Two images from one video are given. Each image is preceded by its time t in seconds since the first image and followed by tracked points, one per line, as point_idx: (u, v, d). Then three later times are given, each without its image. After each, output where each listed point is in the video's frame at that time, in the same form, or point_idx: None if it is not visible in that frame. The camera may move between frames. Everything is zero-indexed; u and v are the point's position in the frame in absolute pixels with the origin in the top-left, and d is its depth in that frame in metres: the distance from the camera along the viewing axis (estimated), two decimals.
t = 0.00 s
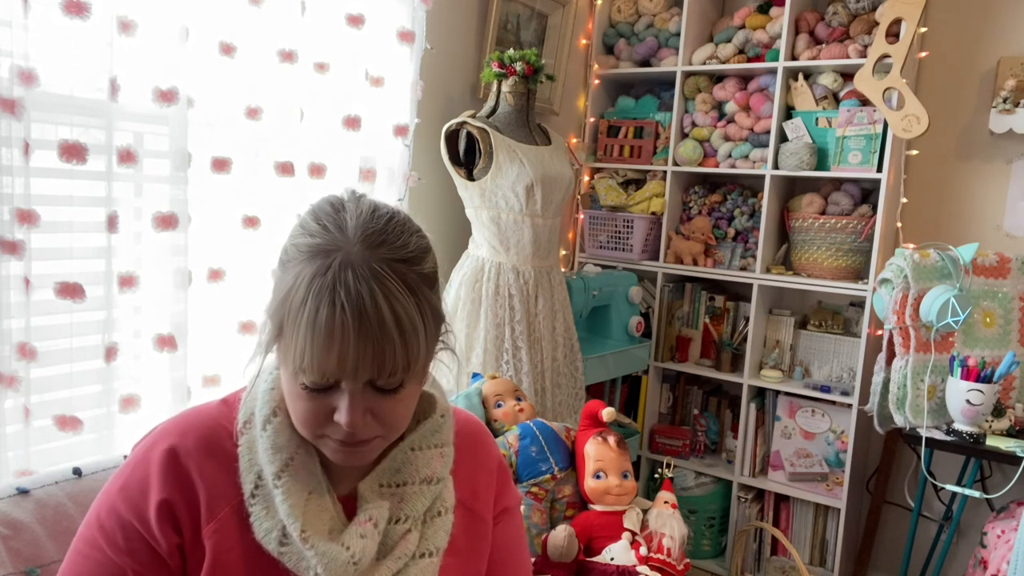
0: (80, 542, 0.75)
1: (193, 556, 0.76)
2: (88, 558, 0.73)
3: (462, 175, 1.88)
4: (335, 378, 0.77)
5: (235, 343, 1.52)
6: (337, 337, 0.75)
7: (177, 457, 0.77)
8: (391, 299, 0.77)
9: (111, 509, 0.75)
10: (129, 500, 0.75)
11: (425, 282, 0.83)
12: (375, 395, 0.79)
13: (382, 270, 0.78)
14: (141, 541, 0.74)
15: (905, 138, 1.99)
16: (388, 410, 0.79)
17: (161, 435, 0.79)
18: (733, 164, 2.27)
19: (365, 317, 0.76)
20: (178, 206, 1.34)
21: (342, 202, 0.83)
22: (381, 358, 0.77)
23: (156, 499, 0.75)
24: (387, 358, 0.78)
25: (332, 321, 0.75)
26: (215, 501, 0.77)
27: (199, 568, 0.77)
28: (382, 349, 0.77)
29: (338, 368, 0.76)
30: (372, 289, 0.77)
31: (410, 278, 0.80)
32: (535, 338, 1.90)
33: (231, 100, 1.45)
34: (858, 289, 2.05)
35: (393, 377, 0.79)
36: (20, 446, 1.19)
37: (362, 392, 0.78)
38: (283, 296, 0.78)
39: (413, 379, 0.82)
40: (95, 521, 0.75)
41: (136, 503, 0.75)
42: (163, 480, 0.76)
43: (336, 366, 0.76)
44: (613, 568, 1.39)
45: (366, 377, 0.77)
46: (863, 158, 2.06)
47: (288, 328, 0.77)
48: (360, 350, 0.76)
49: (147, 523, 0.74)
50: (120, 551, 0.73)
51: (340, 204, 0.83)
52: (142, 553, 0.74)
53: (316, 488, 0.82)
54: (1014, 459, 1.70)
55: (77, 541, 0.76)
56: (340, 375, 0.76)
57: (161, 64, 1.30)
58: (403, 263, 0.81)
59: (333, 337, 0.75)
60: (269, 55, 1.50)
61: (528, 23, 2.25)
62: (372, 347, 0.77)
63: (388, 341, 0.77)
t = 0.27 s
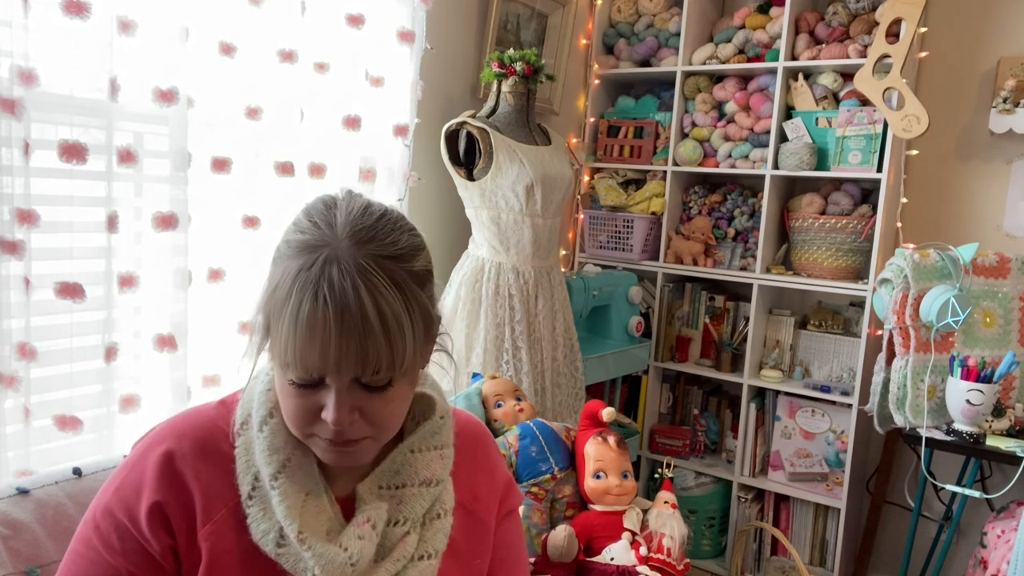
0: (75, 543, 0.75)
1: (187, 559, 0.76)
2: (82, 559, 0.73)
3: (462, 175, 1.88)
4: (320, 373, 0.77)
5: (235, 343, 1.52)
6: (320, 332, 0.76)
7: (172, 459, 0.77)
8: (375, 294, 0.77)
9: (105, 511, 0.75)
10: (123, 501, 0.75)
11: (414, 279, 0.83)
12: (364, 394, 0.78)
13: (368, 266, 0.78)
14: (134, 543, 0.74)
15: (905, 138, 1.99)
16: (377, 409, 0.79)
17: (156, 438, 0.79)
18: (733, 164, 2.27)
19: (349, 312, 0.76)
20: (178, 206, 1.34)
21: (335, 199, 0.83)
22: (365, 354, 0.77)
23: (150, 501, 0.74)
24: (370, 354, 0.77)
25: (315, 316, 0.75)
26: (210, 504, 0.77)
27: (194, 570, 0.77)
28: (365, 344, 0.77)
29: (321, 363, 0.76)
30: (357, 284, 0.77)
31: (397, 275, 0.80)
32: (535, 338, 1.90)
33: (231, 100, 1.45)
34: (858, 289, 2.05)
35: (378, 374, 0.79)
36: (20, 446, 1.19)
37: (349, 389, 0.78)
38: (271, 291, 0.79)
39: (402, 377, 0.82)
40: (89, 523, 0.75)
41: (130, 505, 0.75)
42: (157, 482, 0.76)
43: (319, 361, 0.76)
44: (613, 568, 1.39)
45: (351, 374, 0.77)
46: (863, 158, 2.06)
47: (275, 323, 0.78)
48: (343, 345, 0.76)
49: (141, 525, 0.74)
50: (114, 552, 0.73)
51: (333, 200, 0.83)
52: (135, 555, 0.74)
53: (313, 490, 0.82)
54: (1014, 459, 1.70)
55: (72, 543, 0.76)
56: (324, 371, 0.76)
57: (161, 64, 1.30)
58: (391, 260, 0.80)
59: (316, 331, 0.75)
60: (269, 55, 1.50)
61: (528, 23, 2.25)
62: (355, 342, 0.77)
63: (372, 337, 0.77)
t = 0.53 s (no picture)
0: (80, 542, 0.75)
1: (193, 557, 0.76)
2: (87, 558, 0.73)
3: (462, 175, 1.88)
4: (323, 364, 0.77)
5: (235, 343, 1.52)
6: (323, 323, 0.75)
7: (176, 458, 0.77)
8: (379, 285, 0.77)
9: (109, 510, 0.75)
10: (128, 500, 0.75)
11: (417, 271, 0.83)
12: (366, 386, 0.78)
13: (372, 258, 0.78)
14: (139, 542, 0.74)
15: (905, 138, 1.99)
16: (379, 401, 0.79)
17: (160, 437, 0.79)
18: (733, 164, 2.27)
19: (352, 303, 0.76)
20: (178, 206, 1.34)
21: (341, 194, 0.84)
22: (368, 345, 0.77)
23: (154, 500, 0.74)
24: (374, 345, 0.77)
25: (318, 307, 0.75)
26: (215, 503, 0.77)
27: (200, 568, 0.77)
28: (369, 335, 0.77)
29: (325, 353, 0.76)
30: (360, 275, 0.77)
31: (401, 267, 0.80)
32: (535, 338, 1.90)
33: (231, 101, 1.45)
34: (858, 289, 2.04)
35: (381, 366, 0.79)
36: (20, 446, 1.19)
37: (352, 381, 0.78)
38: (275, 283, 0.79)
39: (405, 371, 0.82)
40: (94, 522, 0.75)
41: (135, 504, 0.75)
42: (162, 481, 0.76)
43: (322, 350, 0.76)
44: (613, 568, 1.39)
45: (354, 365, 0.77)
46: (863, 158, 2.06)
47: (278, 313, 0.78)
48: (346, 335, 0.76)
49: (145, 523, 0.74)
50: (119, 552, 0.73)
51: (339, 196, 0.83)
52: (141, 554, 0.74)
53: (319, 488, 0.82)
54: (1013, 459, 1.70)
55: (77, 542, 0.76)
56: (327, 361, 0.76)
57: (161, 64, 1.30)
58: (395, 252, 0.80)
59: (319, 322, 0.75)
60: (269, 55, 1.50)
61: (528, 23, 2.25)
62: (358, 333, 0.77)
63: (375, 328, 0.77)
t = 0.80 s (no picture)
0: (85, 541, 0.74)
1: (201, 557, 0.76)
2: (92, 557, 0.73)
3: (462, 175, 1.88)
4: (342, 319, 0.76)
5: (235, 343, 1.52)
6: (348, 277, 0.76)
7: (184, 456, 0.77)
8: (407, 248, 0.78)
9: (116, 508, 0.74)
10: (134, 498, 0.74)
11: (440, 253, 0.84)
12: (381, 352, 0.77)
13: (401, 225, 0.80)
14: (147, 539, 0.73)
15: (905, 138, 1.99)
16: (392, 369, 0.77)
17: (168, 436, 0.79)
18: (733, 164, 2.27)
19: (378, 260, 0.77)
20: (178, 206, 1.34)
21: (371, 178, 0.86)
22: (390, 304, 0.77)
23: (163, 497, 0.74)
24: (395, 304, 0.77)
25: (345, 262, 0.76)
26: (223, 501, 0.77)
27: (206, 567, 0.76)
28: (392, 294, 0.77)
29: (346, 308, 0.76)
30: (389, 237, 0.78)
31: (427, 240, 0.82)
32: (535, 338, 1.90)
33: (231, 101, 1.45)
34: (858, 289, 2.05)
35: (400, 327, 0.78)
36: (20, 446, 1.19)
37: (369, 341, 0.77)
38: (303, 244, 0.80)
39: (420, 343, 0.81)
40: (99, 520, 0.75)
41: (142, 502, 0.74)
42: (170, 478, 0.75)
43: (344, 305, 0.76)
44: (613, 568, 1.39)
45: (374, 323, 0.77)
46: (863, 158, 2.06)
47: (303, 272, 0.78)
48: (369, 291, 0.76)
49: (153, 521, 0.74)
50: (125, 550, 0.73)
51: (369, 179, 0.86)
52: (149, 553, 0.73)
53: (328, 491, 0.81)
54: (1013, 459, 1.70)
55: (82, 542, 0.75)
56: (347, 317, 0.76)
57: (161, 64, 1.30)
58: (423, 227, 0.82)
59: (343, 276, 0.76)
60: (269, 55, 1.50)
61: (528, 23, 2.25)
62: (381, 290, 0.77)
63: (397, 288, 0.77)
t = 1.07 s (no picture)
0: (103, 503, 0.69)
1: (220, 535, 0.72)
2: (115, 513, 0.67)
3: (462, 175, 1.88)
4: (367, 271, 0.77)
5: (235, 343, 1.52)
6: (376, 233, 0.78)
7: (216, 424, 0.77)
8: (434, 218, 0.82)
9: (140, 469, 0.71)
10: (164, 459, 0.72)
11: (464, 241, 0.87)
12: (403, 308, 0.76)
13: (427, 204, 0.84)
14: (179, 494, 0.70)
15: (905, 138, 1.99)
16: (415, 321, 0.76)
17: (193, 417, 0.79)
18: (733, 164, 2.27)
19: (406, 222, 0.80)
20: (178, 206, 1.34)
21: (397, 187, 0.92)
22: (414, 260, 0.78)
23: (197, 457, 0.73)
24: (420, 260, 0.78)
25: (375, 221, 0.79)
26: (254, 472, 0.77)
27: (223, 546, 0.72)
28: (417, 252, 0.79)
29: (372, 262, 0.77)
30: (418, 208, 0.82)
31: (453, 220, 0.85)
32: (535, 338, 1.90)
33: (231, 101, 1.45)
34: (858, 289, 2.04)
35: (424, 285, 0.78)
36: (20, 446, 1.19)
37: (393, 296, 0.77)
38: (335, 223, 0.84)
39: (443, 307, 0.79)
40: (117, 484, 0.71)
41: (174, 460, 0.72)
42: (203, 443, 0.75)
43: (370, 259, 0.77)
44: (613, 567, 1.39)
45: (399, 277, 0.77)
46: (863, 158, 2.06)
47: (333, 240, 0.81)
48: (396, 244, 0.78)
49: (186, 479, 0.72)
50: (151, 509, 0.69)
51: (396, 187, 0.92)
52: (175, 515, 0.70)
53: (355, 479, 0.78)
54: (1013, 459, 1.70)
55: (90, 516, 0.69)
56: (374, 270, 0.77)
57: (161, 64, 1.30)
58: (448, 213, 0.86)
59: (372, 231, 0.78)
60: (269, 55, 1.51)
61: (528, 23, 2.25)
62: (407, 246, 0.78)
63: (422, 243, 0.79)
